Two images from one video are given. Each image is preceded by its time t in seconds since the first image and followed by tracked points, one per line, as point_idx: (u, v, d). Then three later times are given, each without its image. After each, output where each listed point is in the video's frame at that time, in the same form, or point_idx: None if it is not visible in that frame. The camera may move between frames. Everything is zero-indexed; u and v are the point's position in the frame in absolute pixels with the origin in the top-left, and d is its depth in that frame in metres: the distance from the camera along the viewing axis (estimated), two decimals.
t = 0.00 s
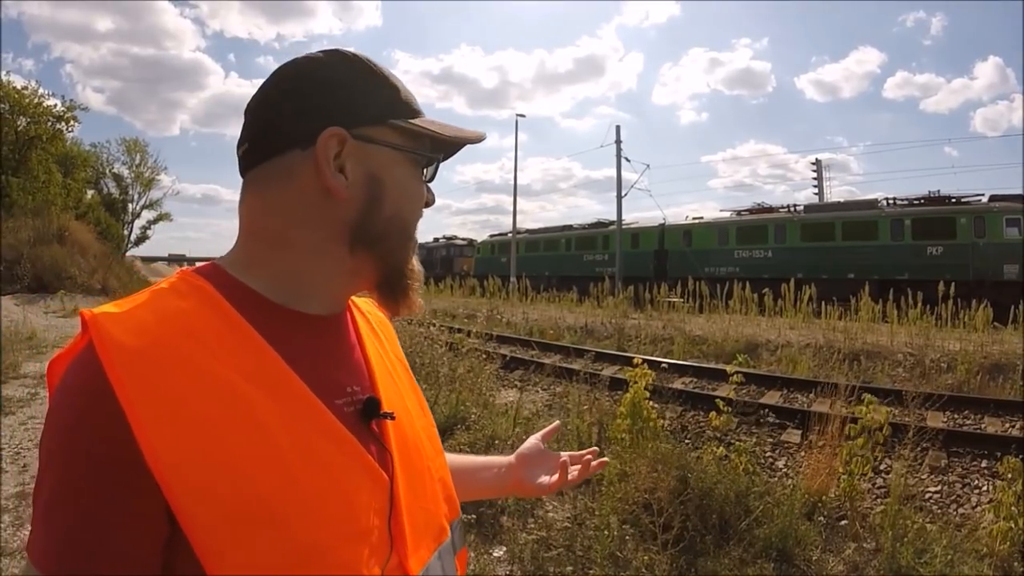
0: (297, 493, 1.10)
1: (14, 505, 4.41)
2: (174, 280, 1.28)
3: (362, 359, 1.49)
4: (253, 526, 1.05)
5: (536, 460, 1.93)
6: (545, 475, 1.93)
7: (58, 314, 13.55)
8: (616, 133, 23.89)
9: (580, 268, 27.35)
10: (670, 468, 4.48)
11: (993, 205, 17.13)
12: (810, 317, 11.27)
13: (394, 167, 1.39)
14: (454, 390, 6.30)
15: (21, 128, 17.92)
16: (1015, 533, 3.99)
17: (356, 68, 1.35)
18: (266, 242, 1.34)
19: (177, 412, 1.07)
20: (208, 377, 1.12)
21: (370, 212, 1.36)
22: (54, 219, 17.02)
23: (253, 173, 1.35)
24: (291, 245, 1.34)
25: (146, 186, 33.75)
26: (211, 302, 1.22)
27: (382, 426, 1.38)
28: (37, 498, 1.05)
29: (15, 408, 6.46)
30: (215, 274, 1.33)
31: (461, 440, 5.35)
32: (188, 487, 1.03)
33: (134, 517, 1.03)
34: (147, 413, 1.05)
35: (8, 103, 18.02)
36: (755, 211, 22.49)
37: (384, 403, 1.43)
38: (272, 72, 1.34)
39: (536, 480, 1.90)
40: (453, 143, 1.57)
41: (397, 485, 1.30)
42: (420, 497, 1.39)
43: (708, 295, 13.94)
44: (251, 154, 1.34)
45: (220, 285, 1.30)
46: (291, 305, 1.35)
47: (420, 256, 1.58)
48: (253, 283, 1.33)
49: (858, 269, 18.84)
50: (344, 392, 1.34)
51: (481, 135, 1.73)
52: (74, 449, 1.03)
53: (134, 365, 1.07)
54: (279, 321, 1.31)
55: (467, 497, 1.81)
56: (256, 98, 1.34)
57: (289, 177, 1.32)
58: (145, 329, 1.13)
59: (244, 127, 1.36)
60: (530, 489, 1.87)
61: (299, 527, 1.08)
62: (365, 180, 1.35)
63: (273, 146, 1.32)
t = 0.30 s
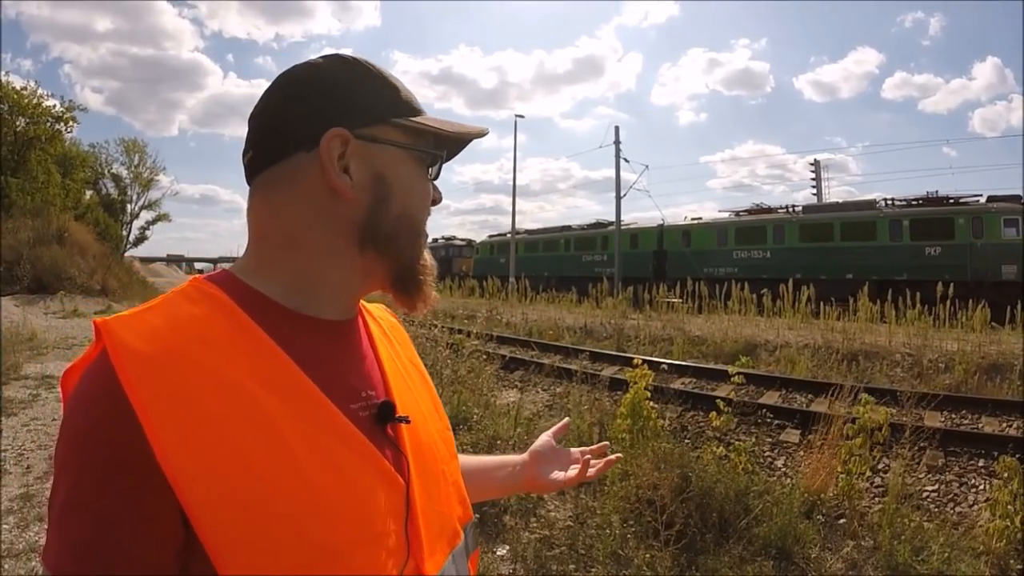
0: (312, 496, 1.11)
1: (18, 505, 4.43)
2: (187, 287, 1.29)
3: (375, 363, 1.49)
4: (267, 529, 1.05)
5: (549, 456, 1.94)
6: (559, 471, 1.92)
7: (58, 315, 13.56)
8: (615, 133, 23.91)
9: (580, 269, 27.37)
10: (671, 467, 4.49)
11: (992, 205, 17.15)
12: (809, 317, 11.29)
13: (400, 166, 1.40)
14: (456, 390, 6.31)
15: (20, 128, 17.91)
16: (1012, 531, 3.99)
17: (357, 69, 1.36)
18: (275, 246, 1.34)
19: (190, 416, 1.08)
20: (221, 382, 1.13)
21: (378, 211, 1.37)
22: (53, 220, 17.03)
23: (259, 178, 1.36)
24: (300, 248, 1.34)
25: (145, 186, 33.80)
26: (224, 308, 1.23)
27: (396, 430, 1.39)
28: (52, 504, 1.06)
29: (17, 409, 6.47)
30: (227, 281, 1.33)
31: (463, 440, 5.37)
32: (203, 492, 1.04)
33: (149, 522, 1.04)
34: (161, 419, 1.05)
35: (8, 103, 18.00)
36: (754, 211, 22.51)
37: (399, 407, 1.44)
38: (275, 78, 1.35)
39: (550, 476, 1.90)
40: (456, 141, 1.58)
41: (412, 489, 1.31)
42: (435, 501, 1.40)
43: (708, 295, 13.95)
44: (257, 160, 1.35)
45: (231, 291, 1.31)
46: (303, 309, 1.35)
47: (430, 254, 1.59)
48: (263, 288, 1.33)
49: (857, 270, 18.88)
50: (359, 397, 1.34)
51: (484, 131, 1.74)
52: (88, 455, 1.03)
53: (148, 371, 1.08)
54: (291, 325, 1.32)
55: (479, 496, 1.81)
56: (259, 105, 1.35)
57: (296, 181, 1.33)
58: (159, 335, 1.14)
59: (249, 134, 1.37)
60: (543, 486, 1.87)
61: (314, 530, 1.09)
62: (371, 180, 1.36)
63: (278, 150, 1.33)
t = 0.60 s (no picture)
0: (312, 500, 1.12)
1: (22, 505, 4.43)
2: (187, 290, 1.30)
3: (376, 365, 1.50)
4: (267, 532, 1.06)
5: (554, 455, 1.95)
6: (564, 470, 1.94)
7: (59, 316, 13.56)
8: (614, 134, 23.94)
9: (579, 269, 27.39)
10: (669, 464, 4.51)
11: (989, 205, 17.17)
12: (807, 317, 11.29)
13: (401, 168, 1.40)
14: (456, 390, 6.32)
15: (19, 130, 17.91)
16: (1007, 528, 4.02)
17: (358, 69, 1.36)
18: (276, 250, 1.35)
19: (191, 420, 1.08)
20: (222, 385, 1.14)
21: (378, 214, 1.38)
22: (53, 221, 17.03)
23: (260, 181, 1.37)
24: (300, 251, 1.35)
25: (144, 187, 33.82)
26: (223, 311, 1.24)
27: (397, 433, 1.39)
28: (51, 506, 1.06)
29: (19, 410, 6.48)
30: (228, 283, 1.35)
31: (463, 439, 5.37)
32: (203, 495, 1.05)
33: (150, 525, 1.05)
34: (160, 422, 1.06)
35: (6, 104, 17.96)
36: (753, 211, 22.52)
37: (399, 409, 1.45)
38: (275, 79, 1.36)
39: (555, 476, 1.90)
40: (461, 141, 1.58)
41: (413, 492, 1.32)
42: (436, 504, 1.40)
43: (706, 295, 13.96)
44: (258, 163, 1.36)
45: (232, 294, 1.32)
46: (304, 312, 1.36)
47: (436, 256, 1.59)
48: (264, 291, 1.34)
49: (855, 270, 18.90)
50: (359, 399, 1.35)
51: (492, 130, 1.74)
52: (87, 458, 1.04)
53: (148, 374, 1.09)
54: (292, 328, 1.33)
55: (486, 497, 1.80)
56: (260, 107, 1.36)
57: (295, 183, 1.34)
58: (158, 338, 1.15)
59: (251, 137, 1.39)
60: (548, 485, 1.88)
61: (315, 532, 1.10)
62: (371, 182, 1.36)
63: (279, 153, 1.34)
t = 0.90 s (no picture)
0: (302, 506, 1.11)
1: (23, 505, 4.44)
2: (179, 294, 1.30)
3: (370, 369, 1.51)
4: (256, 538, 1.06)
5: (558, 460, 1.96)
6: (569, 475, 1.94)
7: (59, 316, 13.55)
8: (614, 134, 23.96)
9: (578, 269, 27.39)
10: (666, 463, 4.54)
11: (988, 206, 17.18)
12: (806, 317, 11.29)
13: (394, 169, 1.41)
14: (456, 390, 6.31)
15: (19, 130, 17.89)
16: (1002, 527, 4.03)
17: (350, 70, 1.37)
18: (268, 253, 1.36)
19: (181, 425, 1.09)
20: (212, 390, 1.14)
21: (371, 216, 1.38)
22: (53, 221, 17.05)
23: (251, 184, 1.38)
24: (292, 254, 1.36)
25: (143, 187, 33.83)
26: (214, 315, 1.24)
27: (392, 440, 1.40)
28: (39, 510, 1.06)
29: (21, 410, 6.48)
30: (220, 286, 1.35)
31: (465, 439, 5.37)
32: (192, 499, 1.05)
33: (138, 532, 1.05)
34: (148, 426, 1.06)
35: (5, 104, 17.93)
36: (752, 211, 22.53)
37: (394, 417, 1.45)
38: (266, 81, 1.37)
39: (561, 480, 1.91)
40: (455, 141, 1.60)
41: (408, 500, 1.32)
42: (430, 511, 1.40)
43: (705, 295, 13.97)
44: (249, 165, 1.37)
45: (225, 297, 1.33)
46: (297, 317, 1.36)
47: (430, 255, 1.60)
48: (256, 294, 1.35)
49: (854, 270, 18.92)
50: (352, 405, 1.35)
51: (486, 127, 1.75)
52: (74, 460, 1.04)
53: (137, 378, 1.10)
54: (285, 331, 1.33)
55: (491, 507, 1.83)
56: (250, 107, 1.36)
57: (287, 186, 1.34)
58: (148, 343, 1.15)
59: (241, 139, 1.39)
60: (551, 488, 1.88)
61: (305, 539, 1.10)
62: (362, 184, 1.37)
63: (270, 155, 1.34)
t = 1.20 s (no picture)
0: (301, 510, 1.12)
1: (24, 504, 4.44)
2: (175, 296, 1.31)
3: (368, 370, 1.52)
4: (254, 541, 1.07)
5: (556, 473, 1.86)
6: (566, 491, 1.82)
7: (58, 317, 13.53)
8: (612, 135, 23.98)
9: (577, 269, 27.40)
10: (664, 461, 4.55)
11: (985, 206, 17.20)
12: (804, 317, 11.30)
13: (388, 169, 1.42)
14: (456, 390, 6.33)
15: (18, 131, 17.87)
16: (997, 524, 4.06)
17: (342, 68, 1.37)
18: (264, 254, 1.37)
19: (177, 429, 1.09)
20: (207, 393, 1.14)
21: (364, 216, 1.39)
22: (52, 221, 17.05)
23: (245, 184, 1.38)
24: (288, 254, 1.37)
25: (142, 188, 33.80)
26: (211, 317, 1.25)
27: (390, 441, 1.40)
28: (39, 513, 1.06)
29: (22, 410, 6.48)
30: (215, 289, 1.36)
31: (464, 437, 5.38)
32: (189, 503, 1.05)
33: (137, 535, 1.05)
34: (144, 428, 1.07)
35: (4, 104, 17.89)
36: (751, 212, 22.56)
37: (393, 418, 1.46)
38: (257, 80, 1.37)
39: (558, 495, 1.81)
40: (447, 141, 1.60)
41: (407, 502, 1.32)
42: (430, 515, 1.41)
43: (704, 295, 13.97)
44: (242, 165, 1.37)
45: (221, 301, 1.33)
46: (293, 318, 1.37)
47: (421, 256, 1.61)
48: (251, 297, 1.35)
49: (852, 270, 18.95)
50: (350, 408, 1.36)
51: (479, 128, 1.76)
52: (73, 462, 1.04)
53: (133, 382, 1.10)
54: (280, 332, 1.34)
55: (481, 520, 1.84)
56: (243, 107, 1.37)
57: (281, 186, 1.35)
58: (144, 347, 1.16)
59: (233, 138, 1.40)
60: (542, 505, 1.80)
61: (305, 544, 1.10)
62: (356, 184, 1.38)
63: (264, 154, 1.34)
